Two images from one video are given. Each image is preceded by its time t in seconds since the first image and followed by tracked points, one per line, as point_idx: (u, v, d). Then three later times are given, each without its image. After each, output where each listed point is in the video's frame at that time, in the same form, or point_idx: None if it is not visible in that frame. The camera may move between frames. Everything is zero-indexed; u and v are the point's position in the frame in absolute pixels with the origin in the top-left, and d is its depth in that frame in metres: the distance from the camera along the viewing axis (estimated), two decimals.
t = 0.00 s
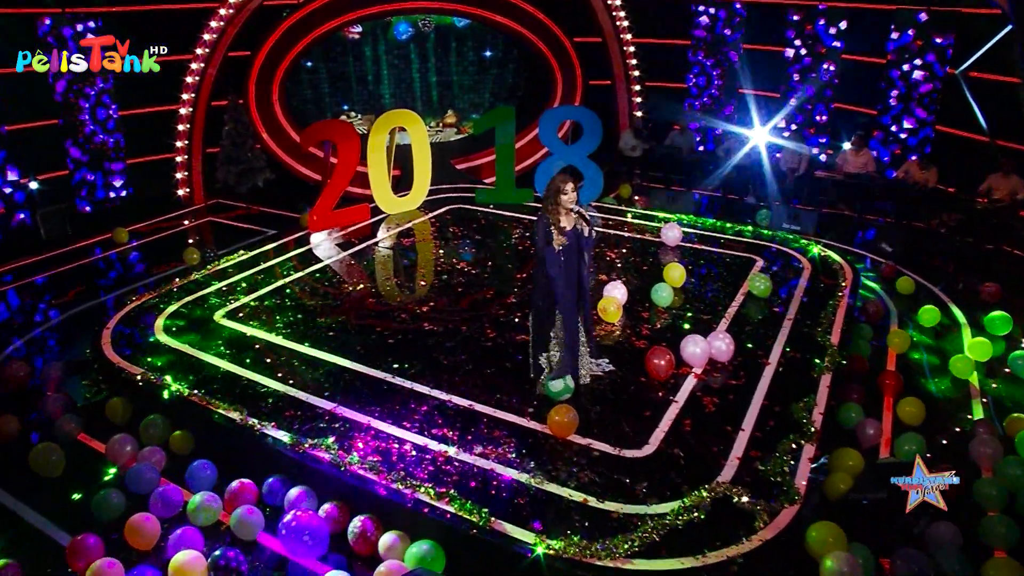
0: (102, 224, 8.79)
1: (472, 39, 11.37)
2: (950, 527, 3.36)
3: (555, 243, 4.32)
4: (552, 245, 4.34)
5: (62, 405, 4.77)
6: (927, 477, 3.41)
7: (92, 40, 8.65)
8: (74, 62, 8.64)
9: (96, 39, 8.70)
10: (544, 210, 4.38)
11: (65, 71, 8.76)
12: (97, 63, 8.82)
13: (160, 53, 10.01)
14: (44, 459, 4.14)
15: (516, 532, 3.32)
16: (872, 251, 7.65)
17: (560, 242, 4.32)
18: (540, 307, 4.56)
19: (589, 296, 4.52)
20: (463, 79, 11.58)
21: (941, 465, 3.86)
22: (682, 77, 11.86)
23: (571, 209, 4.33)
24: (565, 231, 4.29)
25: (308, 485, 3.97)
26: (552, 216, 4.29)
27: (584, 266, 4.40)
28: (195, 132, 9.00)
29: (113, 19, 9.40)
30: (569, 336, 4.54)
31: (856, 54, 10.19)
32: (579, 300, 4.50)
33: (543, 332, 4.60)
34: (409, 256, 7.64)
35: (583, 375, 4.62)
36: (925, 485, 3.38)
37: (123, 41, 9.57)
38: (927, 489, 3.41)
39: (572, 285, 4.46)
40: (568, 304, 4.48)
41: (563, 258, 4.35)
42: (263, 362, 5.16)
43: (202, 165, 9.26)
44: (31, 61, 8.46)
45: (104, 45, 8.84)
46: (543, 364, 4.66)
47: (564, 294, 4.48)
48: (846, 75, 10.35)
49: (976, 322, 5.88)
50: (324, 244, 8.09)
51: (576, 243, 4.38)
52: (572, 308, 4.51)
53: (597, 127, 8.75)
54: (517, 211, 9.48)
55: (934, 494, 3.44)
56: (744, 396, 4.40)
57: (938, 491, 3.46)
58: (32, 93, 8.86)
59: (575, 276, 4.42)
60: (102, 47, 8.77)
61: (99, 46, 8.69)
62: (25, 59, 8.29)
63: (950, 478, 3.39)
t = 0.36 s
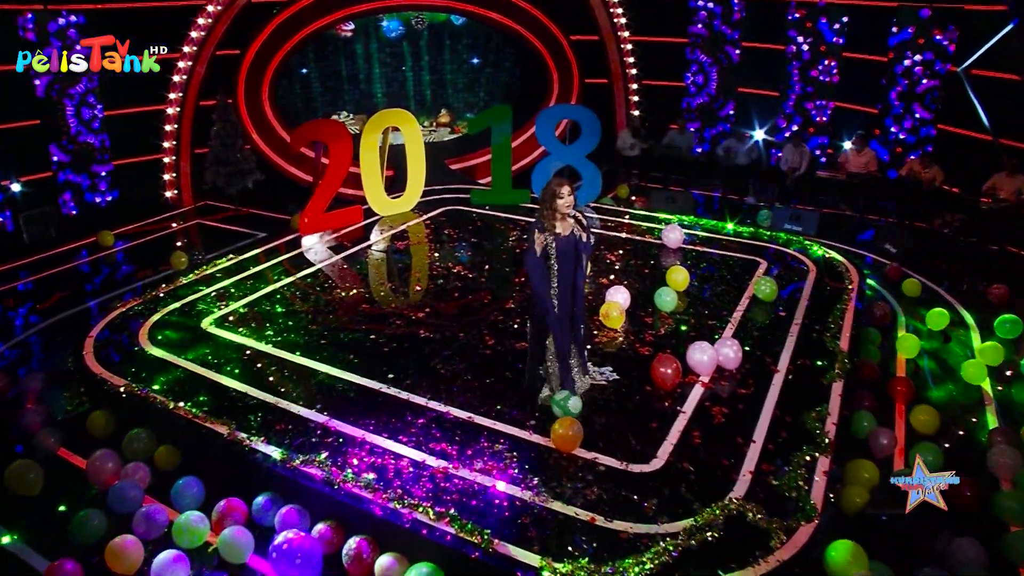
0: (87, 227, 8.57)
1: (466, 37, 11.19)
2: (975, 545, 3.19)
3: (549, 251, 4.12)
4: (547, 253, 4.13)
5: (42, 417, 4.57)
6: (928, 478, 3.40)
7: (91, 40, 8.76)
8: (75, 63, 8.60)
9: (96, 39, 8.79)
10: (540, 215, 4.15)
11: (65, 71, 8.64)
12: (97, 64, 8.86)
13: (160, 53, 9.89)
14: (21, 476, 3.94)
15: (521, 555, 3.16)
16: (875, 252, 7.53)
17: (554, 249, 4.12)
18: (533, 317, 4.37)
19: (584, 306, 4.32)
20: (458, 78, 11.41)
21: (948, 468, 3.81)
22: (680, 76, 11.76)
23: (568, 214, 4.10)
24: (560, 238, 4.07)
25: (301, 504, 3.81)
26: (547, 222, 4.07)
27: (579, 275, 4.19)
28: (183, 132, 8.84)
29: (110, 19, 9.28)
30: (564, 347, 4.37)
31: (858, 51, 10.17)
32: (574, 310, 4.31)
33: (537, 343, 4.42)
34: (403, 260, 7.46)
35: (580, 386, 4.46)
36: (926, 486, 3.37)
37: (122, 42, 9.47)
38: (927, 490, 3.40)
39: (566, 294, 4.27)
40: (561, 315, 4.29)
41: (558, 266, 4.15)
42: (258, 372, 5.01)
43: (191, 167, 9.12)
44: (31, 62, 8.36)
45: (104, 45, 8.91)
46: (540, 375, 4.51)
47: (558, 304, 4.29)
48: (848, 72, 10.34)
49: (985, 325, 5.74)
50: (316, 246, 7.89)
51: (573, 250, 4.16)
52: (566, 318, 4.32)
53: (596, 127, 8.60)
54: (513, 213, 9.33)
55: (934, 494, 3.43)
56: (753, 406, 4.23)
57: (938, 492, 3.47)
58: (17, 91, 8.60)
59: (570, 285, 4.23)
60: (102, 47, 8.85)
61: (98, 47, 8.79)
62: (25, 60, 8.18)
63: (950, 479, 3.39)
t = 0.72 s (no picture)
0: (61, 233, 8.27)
1: (449, 35, 10.92)
2: (995, 558, 3.04)
3: (540, 256, 3.95)
4: (538, 258, 3.97)
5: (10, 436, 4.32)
6: (928, 477, 3.35)
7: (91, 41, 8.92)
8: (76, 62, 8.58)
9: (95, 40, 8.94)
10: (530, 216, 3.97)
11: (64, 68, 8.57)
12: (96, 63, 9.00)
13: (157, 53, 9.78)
14: None
15: None
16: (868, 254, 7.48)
17: (546, 254, 3.96)
18: (524, 323, 4.22)
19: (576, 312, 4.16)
20: (442, 76, 11.18)
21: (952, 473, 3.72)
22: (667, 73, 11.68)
23: (561, 216, 3.92)
24: (552, 241, 3.90)
25: (286, 526, 3.62)
26: (538, 224, 3.90)
27: (571, 280, 4.02)
28: (160, 134, 8.56)
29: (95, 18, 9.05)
30: (555, 356, 4.22)
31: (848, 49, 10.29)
32: (566, 317, 4.15)
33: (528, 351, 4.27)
34: (389, 265, 7.29)
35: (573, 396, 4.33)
36: (927, 485, 3.31)
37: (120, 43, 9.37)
38: (928, 489, 3.34)
39: (558, 300, 4.12)
40: (552, 321, 4.16)
41: (549, 270, 4.00)
42: (240, 385, 4.81)
43: (169, 170, 8.88)
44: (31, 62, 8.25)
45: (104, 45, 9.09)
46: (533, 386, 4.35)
47: (549, 310, 4.13)
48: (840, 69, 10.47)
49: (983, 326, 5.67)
50: (298, 251, 7.65)
51: (565, 253, 4.00)
52: (557, 325, 4.17)
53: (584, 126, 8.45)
54: (501, 214, 9.20)
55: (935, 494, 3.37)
56: (756, 414, 4.11)
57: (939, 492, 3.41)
58: None
59: (562, 290, 4.07)
60: (102, 47, 9.04)
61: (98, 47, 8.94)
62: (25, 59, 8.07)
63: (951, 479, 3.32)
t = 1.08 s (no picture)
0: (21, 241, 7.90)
1: (423, 31, 10.76)
2: (1001, 563, 2.96)
3: (531, 258, 3.79)
4: (528, 260, 3.81)
5: None
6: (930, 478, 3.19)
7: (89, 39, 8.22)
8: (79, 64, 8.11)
9: (95, 37, 8.20)
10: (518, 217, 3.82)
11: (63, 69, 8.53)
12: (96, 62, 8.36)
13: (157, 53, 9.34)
14: None
15: None
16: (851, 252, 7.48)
17: (536, 256, 3.80)
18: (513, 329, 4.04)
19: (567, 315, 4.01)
20: (416, 73, 10.98)
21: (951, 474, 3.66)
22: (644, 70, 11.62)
23: (550, 216, 3.78)
24: (542, 242, 3.75)
25: (265, 550, 3.42)
26: (528, 224, 3.74)
27: (563, 282, 3.87)
28: (125, 135, 8.23)
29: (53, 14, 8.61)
30: (546, 364, 4.05)
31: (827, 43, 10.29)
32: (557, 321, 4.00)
33: (517, 359, 4.10)
34: (366, 269, 7.09)
35: (563, 405, 4.20)
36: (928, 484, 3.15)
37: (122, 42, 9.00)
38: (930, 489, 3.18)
39: (547, 304, 3.96)
40: (543, 327, 4.00)
41: (540, 272, 3.83)
42: (214, 399, 4.59)
43: (135, 173, 8.55)
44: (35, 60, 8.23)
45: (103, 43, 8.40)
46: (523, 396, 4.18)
47: (540, 315, 3.96)
48: (818, 63, 10.49)
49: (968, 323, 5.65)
50: (271, 256, 7.40)
51: (555, 255, 3.84)
52: (548, 330, 4.02)
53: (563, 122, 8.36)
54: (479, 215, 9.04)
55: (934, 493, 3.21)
56: (750, 419, 4.01)
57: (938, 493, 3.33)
58: None
59: (553, 293, 3.91)
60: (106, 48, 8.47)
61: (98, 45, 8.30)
62: (27, 59, 7.91)
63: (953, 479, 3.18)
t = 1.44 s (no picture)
0: None
1: (386, 25, 10.51)
2: (998, 560, 2.92)
3: (520, 255, 3.65)
4: (518, 258, 3.66)
5: None
6: (930, 476, 3.04)
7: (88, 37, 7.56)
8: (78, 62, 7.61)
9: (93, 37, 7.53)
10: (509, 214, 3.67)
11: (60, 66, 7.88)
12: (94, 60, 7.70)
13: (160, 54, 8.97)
14: None
15: None
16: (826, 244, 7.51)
17: (525, 253, 3.65)
18: (501, 329, 3.90)
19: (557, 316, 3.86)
20: (379, 69, 10.73)
21: (940, 469, 3.63)
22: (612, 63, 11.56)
23: (542, 212, 3.63)
24: (532, 239, 3.60)
25: None
26: (518, 220, 3.60)
27: (553, 282, 3.71)
28: (78, 136, 7.83)
29: None
30: (534, 365, 3.93)
31: (795, 35, 10.38)
32: (547, 322, 3.85)
33: (505, 359, 3.97)
34: (336, 271, 6.88)
35: (549, 409, 4.07)
36: (929, 484, 2.98)
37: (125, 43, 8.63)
38: (930, 488, 3.03)
39: (537, 304, 3.81)
40: (532, 327, 3.86)
41: (529, 270, 3.69)
42: (179, 414, 4.35)
43: (89, 175, 8.15)
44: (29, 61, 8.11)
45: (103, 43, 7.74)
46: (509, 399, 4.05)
47: (529, 314, 3.82)
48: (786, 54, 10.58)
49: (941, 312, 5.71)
50: (235, 259, 7.11)
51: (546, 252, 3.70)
52: (537, 331, 3.88)
53: (533, 116, 8.27)
54: (450, 213, 8.87)
55: (935, 492, 3.06)
56: (738, 419, 3.93)
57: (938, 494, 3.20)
58: None
59: (543, 293, 3.76)
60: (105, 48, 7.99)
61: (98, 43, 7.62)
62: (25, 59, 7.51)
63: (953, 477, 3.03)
